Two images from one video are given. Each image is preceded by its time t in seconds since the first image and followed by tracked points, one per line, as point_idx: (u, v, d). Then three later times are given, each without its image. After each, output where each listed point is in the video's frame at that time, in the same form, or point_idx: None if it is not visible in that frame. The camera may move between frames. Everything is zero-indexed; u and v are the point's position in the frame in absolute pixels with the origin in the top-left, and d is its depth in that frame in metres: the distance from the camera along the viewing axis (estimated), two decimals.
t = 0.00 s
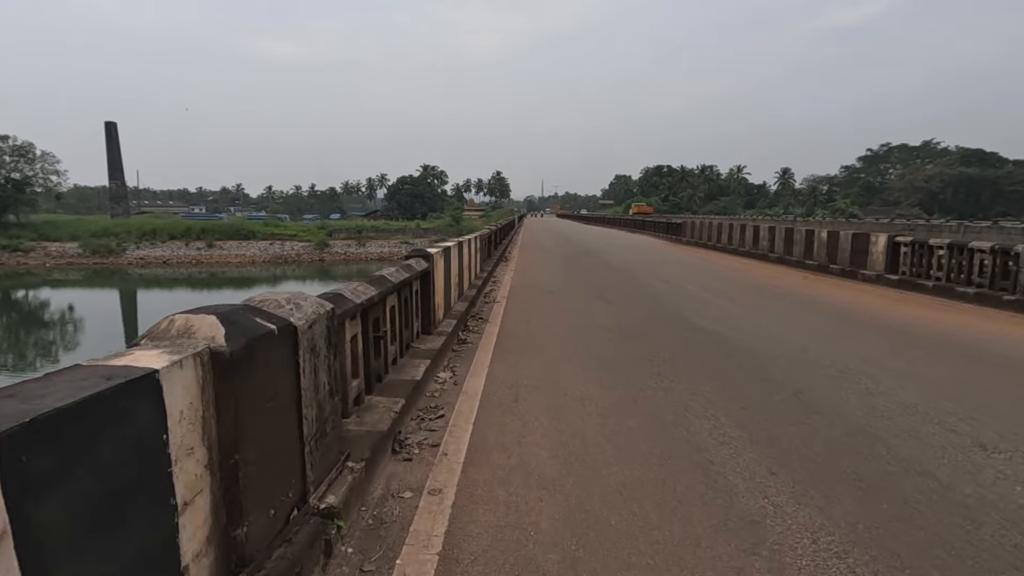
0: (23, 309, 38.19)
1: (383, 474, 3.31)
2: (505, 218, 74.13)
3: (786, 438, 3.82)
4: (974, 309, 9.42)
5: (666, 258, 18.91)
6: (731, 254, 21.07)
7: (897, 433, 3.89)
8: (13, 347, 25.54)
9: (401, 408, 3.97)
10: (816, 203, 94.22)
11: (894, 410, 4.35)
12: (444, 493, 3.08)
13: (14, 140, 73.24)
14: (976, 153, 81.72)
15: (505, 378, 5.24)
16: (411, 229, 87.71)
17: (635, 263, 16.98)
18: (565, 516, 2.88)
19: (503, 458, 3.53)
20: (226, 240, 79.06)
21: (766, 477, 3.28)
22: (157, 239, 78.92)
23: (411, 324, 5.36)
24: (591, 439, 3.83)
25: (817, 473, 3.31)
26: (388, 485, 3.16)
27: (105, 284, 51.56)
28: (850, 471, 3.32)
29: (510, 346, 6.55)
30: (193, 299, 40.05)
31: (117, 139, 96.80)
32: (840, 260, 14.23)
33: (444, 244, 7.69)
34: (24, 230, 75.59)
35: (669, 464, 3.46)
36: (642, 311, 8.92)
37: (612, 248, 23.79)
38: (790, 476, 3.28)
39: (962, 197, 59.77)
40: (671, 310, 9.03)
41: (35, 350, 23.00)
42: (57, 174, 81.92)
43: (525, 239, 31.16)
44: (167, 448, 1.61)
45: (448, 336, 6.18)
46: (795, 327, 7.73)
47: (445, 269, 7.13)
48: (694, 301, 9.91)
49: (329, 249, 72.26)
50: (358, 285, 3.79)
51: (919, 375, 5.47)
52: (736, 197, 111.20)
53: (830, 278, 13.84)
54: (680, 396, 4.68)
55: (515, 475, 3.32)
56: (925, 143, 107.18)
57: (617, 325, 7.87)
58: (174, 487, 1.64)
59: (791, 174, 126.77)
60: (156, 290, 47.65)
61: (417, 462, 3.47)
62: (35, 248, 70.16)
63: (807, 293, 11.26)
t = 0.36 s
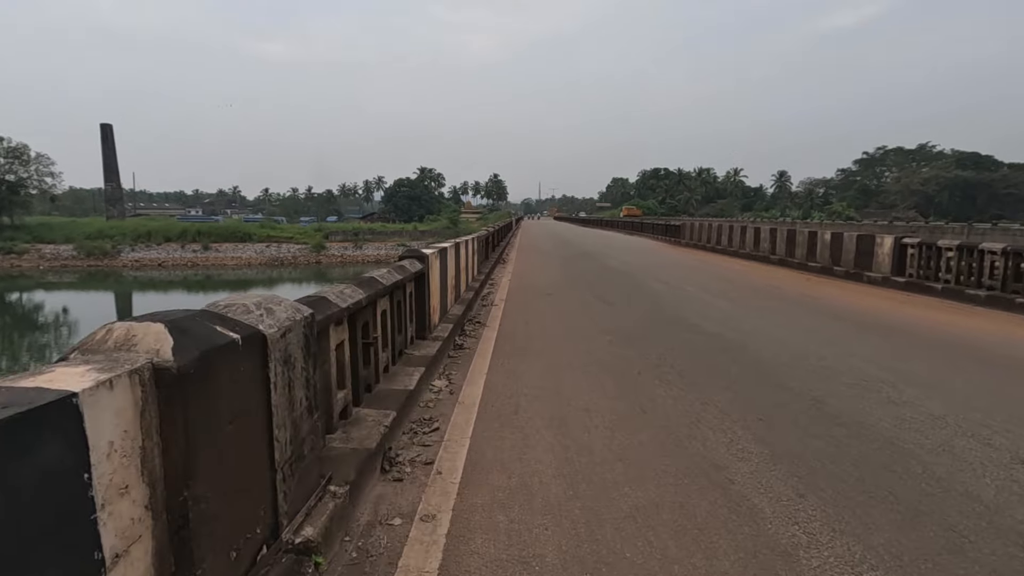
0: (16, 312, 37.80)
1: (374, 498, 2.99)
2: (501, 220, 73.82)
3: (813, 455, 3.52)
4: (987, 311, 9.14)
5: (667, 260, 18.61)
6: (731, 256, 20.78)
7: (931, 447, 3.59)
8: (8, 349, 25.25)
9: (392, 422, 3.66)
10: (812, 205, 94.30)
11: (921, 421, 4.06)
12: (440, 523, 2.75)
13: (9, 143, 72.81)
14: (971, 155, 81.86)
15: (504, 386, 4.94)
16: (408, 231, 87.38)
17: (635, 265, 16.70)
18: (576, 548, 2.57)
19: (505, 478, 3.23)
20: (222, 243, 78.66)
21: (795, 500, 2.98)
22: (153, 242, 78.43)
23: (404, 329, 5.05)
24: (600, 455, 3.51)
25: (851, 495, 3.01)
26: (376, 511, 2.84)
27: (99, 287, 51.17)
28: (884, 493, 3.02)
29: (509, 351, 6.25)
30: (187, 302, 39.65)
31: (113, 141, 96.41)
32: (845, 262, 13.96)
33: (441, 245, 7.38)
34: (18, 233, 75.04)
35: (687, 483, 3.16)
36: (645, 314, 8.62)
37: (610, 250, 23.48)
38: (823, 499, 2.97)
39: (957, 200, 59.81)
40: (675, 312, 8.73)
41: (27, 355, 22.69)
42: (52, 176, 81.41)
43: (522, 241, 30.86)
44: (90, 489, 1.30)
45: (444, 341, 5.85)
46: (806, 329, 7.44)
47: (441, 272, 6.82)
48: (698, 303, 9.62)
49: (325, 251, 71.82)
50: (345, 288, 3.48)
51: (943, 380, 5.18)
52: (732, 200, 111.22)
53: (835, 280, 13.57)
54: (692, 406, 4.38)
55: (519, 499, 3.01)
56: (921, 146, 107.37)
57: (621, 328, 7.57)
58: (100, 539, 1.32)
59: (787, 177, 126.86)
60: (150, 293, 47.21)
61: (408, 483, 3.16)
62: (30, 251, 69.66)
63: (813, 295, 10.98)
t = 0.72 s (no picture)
0: (12, 314, 37.46)
1: (361, 535, 2.71)
2: (500, 223, 73.60)
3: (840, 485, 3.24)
4: (1000, 319, 8.88)
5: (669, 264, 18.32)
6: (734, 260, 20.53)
7: (970, 477, 3.30)
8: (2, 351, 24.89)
9: (383, 448, 3.38)
10: (810, 208, 94.38)
11: (952, 445, 3.79)
12: (434, 568, 2.47)
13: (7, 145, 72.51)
14: (969, 158, 81.86)
15: (504, 403, 4.65)
16: (406, 234, 87.08)
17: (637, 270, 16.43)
18: None
19: (506, 511, 2.95)
20: (220, 245, 78.45)
21: (828, 540, 2.69)
22: (150, 245, 78.05)
23: (397, 343, 4.76)
24: (610, 486, 3.23)
25: (887, 534, 2.73)
26: (362, 554, 2.55)
27: (96, 290, 50.88)
28: (924, 532, 2.75)
29: (510, 363, 5.96)
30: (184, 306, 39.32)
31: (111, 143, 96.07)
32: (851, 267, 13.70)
33: (438, 252, 7.11)
34: (15, 236, 74.66)
35: (706, 518, 2.89)
36: (650, 322, 8.34)
37: (611, 254, 23.20)
38: (856, 540, 2.69)
39: (955, 203, 59.67)
40: (681, 321, 8.46)
41: (19, 360, 22.39)
42: (49, 179, 81.03)
43: (522, 244, 30.66)
44: None
45: (441, 353, 5.58)
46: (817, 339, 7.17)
47: (439, 280, 6.54)
48: (704, 311, 9.34)
49: (323, 254, 71.48)
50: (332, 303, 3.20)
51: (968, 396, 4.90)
52: (730, 202, 111.17)
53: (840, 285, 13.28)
54: (706, 429, 4.10)
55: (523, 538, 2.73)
56: (919, 149, 107.38)
57: (625, 338, 7.29)
58: None
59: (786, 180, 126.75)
60: (147, 296, 46.89)
61: (399, 520, 2.87)
62: (27, 254, 69.21)
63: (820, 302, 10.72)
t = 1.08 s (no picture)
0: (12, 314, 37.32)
1: (340, 565, 2.44)
2: (501, 223, 73.40)
3: (869, 506, 2.96)
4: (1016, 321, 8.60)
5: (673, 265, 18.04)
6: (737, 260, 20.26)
7: (1009, 499, 3.02)
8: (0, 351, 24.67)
9: (369, 464, 3.10)
10: (812, 208, 94.06)
11: (985, 459, 3.51)
12: None
13: (10, 145, 72.58)
14: (972, 158, 81.50)
15: (502, 412, 4.38)
16: (407, 234, 86.89)
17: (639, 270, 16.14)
18: None
19: (502, 537, 2.67)
20: (221, 245, 78.37)
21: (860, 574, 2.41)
22: (151, 244, 77.91)
23: (388, 349, 4.49)
24: (616, 507, 2.96)
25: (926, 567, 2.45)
26: None
27: (96, 290, 50.72)
28: (965, 562, 2.48)
29: (509, 368, 5.69)
30: (183, 305, 39.11)
31: (113, 143, 96.04)
32: (858, 267, 13.43)
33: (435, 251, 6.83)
34: (15, 235, 74.47)
35: (723, 546, 2.61)
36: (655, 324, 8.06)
37: (612, 254, 22.90)
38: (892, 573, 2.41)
39: (958, 203, 59.33)
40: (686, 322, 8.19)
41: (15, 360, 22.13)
42: (51, 179, 80.93)
43: (523, 244, 30.41)
44: None
45: (437, 358, 5.32)
46: (829, 343, 6.90)
47: (435, 281, 6.27)
48: (709, 313, 9.06)
49: (324, 254, 71.30)
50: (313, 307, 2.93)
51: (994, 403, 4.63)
52: (732, 202, 110.89)
53: (848, 286, 12.99)
54: (718, 442, 3.82)
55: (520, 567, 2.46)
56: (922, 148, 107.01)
57: (629, 341, 7.02)
58: None
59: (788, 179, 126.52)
60: (148, 296, 46.73)
61: (383, 547, 2.60)
62: (29, 253, 69.15)
63: (829, 303, 10.45)
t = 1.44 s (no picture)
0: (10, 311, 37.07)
1: None
2: (502, 220, 73.01)
3: (902, 542, 2.65)
4: None
5: (676, 263, 17.69)
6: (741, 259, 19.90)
7: None
8: None
9: (345, 492, 2.80)
10: (814, 205, 93.62)
11: None
12: None
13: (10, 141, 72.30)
14: (976, 154, 80.88)
15: (496, 427, 4.07)
16: (408, 230, 86.58)
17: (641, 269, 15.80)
18: None
19: None
20: (221, 242, 78.16)
21: None
22: (152, 241, 77.72)
23: (373, 357, 4.18)
24: (618, 543, 2.64)
25: None
26: None
27: (96, 286, 50.53)
28: None
29: (505, 376, 5.38)
30: (183, 302, 38.87)
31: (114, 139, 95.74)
32: (866, 266, 13.09)
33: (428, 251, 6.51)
34: (15, 232, 74.17)
35: None
36: (658, 327, 7.75)
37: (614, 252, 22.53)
38: None
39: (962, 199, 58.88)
40: (691, 324, 7.86)
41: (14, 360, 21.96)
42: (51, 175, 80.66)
43: (524, 241, 30.06)
44: None
45: (428, 366, 5.00)
46: (841, 347, 6.58)
47: (427, 282, 5.94)
48: (713, 314, 8.75)
49: (324, 251, 71.04)
50: (279, 317, 2.62)
51: None
52: (734, 199, 110.33)
53: (855, 285, 12.66)
54: (730, 462, 3.50)
55: None
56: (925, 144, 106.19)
57: (632, 345, 6.71)
58: None
59: (790, 176, 125.90)
60: (148, 292, 46.52)
61: None
62: (29, 249, 68.96)
63: (837, 303, 10.12)
